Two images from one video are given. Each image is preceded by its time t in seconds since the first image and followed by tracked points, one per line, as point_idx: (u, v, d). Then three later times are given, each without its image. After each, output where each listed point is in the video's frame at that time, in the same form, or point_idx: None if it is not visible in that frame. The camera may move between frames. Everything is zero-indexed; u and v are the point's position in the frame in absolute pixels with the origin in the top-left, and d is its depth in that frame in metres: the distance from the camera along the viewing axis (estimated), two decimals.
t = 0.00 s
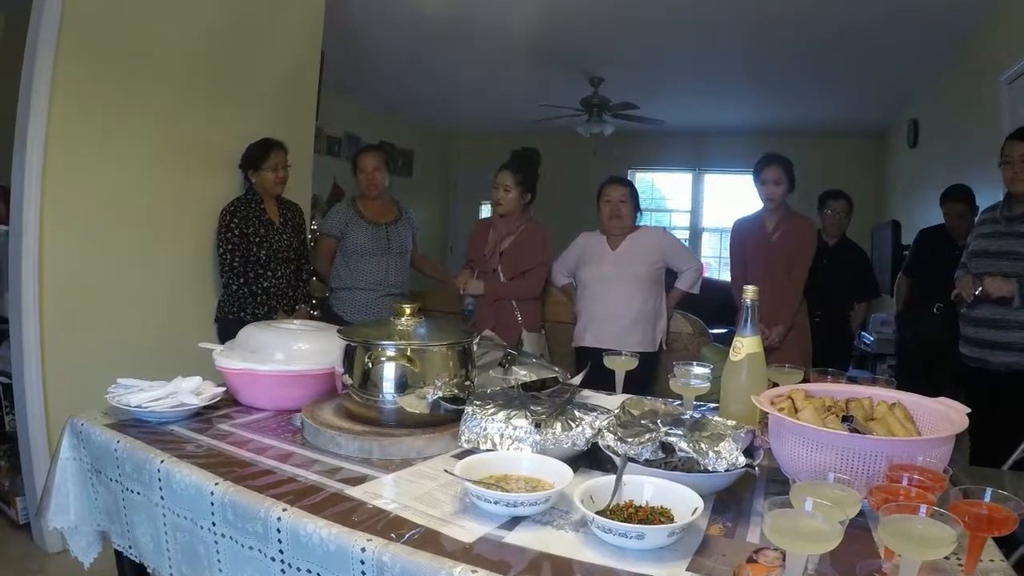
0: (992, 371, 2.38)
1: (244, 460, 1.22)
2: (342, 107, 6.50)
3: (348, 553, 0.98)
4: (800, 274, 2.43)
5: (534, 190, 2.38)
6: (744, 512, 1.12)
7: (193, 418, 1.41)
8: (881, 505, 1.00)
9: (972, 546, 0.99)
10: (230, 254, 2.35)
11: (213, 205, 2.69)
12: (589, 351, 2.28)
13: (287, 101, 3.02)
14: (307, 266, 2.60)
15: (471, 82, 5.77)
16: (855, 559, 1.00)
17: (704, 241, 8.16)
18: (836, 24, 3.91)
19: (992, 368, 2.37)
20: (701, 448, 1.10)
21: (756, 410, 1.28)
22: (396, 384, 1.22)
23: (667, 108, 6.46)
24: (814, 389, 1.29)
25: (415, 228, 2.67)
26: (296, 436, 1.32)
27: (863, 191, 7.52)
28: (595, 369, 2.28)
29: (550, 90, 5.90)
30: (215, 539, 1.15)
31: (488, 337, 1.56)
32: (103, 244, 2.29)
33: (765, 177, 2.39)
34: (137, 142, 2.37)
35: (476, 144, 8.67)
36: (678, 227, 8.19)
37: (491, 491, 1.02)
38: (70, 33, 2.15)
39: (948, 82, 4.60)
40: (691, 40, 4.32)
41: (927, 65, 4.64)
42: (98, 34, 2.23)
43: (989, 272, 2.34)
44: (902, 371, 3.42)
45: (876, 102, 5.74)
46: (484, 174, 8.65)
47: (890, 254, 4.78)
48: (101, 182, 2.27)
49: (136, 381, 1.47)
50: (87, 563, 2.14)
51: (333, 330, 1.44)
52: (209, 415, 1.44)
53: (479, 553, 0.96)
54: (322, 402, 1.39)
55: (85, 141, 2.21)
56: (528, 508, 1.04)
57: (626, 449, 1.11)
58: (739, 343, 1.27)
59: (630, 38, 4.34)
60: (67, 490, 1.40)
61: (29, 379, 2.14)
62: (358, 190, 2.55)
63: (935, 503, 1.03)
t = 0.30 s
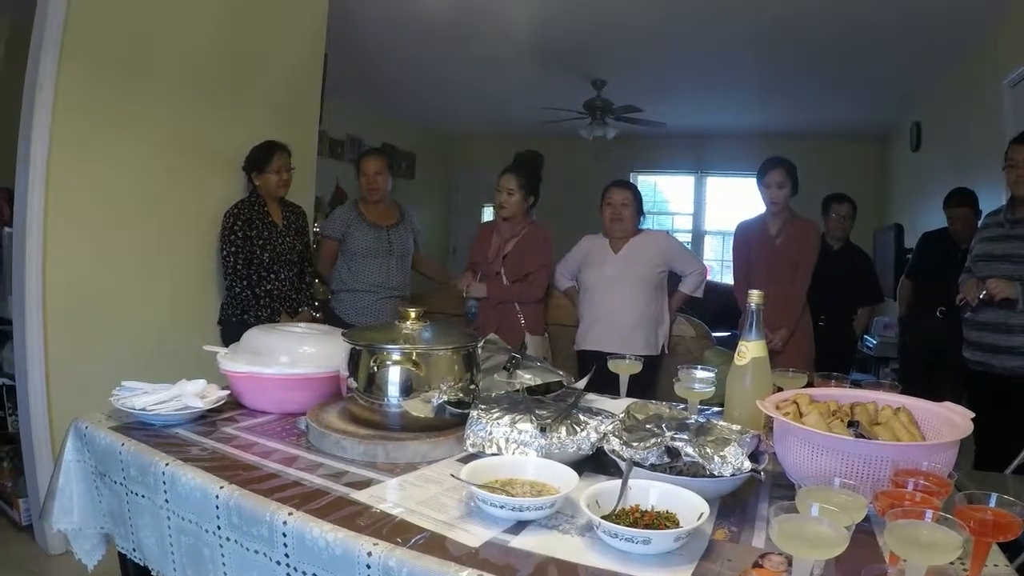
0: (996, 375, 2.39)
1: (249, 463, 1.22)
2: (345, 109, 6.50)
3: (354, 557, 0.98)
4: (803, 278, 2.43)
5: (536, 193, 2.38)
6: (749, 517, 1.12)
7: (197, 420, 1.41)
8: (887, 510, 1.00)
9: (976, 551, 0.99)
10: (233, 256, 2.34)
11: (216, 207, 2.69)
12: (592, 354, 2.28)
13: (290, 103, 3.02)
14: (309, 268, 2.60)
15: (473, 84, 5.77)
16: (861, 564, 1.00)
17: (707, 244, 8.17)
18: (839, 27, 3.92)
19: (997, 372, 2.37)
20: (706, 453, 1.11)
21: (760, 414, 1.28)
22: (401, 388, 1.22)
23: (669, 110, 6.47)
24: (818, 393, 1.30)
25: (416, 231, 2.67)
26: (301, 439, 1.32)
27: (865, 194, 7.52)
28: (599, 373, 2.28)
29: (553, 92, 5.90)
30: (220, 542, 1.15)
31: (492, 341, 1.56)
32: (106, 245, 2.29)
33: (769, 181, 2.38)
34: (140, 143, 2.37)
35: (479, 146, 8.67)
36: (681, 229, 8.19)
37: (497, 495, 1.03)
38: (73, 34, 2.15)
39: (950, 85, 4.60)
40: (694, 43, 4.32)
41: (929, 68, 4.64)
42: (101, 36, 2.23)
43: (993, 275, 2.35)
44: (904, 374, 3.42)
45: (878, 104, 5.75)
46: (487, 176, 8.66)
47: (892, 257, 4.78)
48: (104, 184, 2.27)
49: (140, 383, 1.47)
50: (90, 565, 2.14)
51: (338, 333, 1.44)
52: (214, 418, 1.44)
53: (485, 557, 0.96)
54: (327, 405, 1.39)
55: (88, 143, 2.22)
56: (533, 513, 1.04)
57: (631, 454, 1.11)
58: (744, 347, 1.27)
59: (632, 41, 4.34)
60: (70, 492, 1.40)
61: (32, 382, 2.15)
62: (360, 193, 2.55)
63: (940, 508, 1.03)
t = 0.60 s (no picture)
0: (1000, 378, 2.39)
1: (256, 465, 1.22)
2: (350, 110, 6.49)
3: (362, 559, 0.98)
4: (808, 280, 2.43)
5: (542, 195, 2.38)
6: (757, 520, 1.12)
7: (204, 422, 1.41)
8: (896, 514, 1.01)
9: (985, 554, 0.99)
10: (238, 257, 2.34)
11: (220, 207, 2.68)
12: (598, 357, 2.28)
13: (296, 103, 3.01)
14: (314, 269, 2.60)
15: (477, 86, 5.76)
16: (869, 567, 1.00)
17: (710, 246, 8.17)
18: (845, 29, 3.92)
19: (1001, 375, 2.38)
20: (714, 456, 1.11)
21: (768, 417, 1.28)
22: (409, 390, 1.22)
23: (675, 112, 6.47)
24: (825, 397, 1.30)
25: (421, 232, 2.67)
26: (308, 441, 1.32)
27: (869, 196, 7.52)
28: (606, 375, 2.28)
29: (558, 94, 5.90)
30: (228, 544, 1.15)
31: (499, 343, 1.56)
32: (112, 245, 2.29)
33: (774, 183, 2.38)
34: (145, 143, 2.37)
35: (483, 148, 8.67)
36: (685, 231, 8.19)
37: (506, 498, 1.03)
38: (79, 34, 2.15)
39: (954, 87, 4.61)
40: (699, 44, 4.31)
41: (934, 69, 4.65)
42: (107, 35, 2.23)
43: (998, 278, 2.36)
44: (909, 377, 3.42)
45: (883, 106, 5.75)
46: (491, 178, 8.66)
47: (897, 260, 4.79)
48: (109, 183, 2.27)
49: (147, 384, 1.47)
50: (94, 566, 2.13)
51: (345, 335, 1.44)
52: (221, 419, 1.44)
53: (494, 560, 0.96)
54: (334, 407, 1.39)
55: (94, 142, 2.22)
56: (542, 515, 1.04)
57: (640, 456, 1.11)
58: (752, 350, 1.27)
59: (636, 42, 4.34)
60: (77, 493, 1.40)
61: (38, 383, 2.15)
62: (365, 195, 2.56)
63: (948, 511, 1.04)
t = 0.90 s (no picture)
0: (1005, 379, 2.41)
1: (266, 466, 1.23)
2: (357, 111, 6.48)
3: (373, 561, 0.98)
4: (817, 283, 2.42)
5: (550, 196, 2.38)
6: (766, 523, 1.12)
7: (213, 422, 1.41)
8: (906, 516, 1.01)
9: (994, 557, 0.99)
10: (247, 259, 2.35)
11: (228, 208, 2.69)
12: (605, 359, 2.28)
13: (304, 104, 3.01)
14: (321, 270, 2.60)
15: (484, 87, 5.75)
16: (879, 569, 1.01)
17: (718, 248, 8.17)
18: (854, 31, 3.92)
19: (1005, 376, 2.39)
20: (725, 458, 1.11)
21: (776, 419, 1.28)
22: (418, 392, 1.23)
23: (682, 114, 6.46)
24: (834, 399, 1.30)
25: (428, 233, 2.67)
26: (317, 442, 1.33)
27: (876, 198, 7.52)
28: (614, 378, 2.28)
29: (567, 96, 5.90)
30: (237, 544, 1.15)
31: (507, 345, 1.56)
32: (120, 246, 2.30)
33: (783, 185, 2.39)
34: (153, 144, 2.37)
35: (490, 150, 8.69)
36: (691, 233, 8.19)
37: (516, 500, 1.03)
38: (88, 34, 2.15)
39: (960, 89, 4.60)
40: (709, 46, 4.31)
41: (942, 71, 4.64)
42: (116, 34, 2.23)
43: (1004, 280, 2.36)
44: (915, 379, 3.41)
45: (891, 108, 5.74)
46: (498, 180, 8.67)
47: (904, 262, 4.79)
48: (118, 184, 2.27)
49: (156, 385, 1.47)
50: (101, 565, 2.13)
51: (354, 336, 1.44)
52: (230, 420, 1.44)
53: (504, 562, 0.96)
54: (343, 408, 1.39)
55: (103, 142, 2.22)
56: (552, 517, 1.04)
57: (649, 459, 1.12)
58: (761, 353, 1.27)
59: (644, 43, 4.32)
60: (86, 493, 1.41)
61: (46, 384, 2.15)
62: (373, 196, 2.56)
63: (957, 514, 1.04)
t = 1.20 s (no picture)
0: (1010, 384, 2.41)
1: (277, 471, 1.23)
2: (364, 115, 6.47)
3: (385, 566, 0.99)
4: (824, 288, 2.43)
5: (558, 201, 2.38)
6: (776, 529, 1.12)
7: (224, 427, 1.42)
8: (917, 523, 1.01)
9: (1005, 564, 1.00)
10: (254, 263, 2.35)
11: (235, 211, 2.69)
12: (615, 365, 2.29)
13: (311, 108, 3.01)
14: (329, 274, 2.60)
15: (491, 91, 5.76)
16: None
17: (724, 253, 8.12)
18: (863, 36, 3.93)
19: (1011, 382, 2.40)
20: (735, 464, 1.11)
21: (786, 425, 1.28)
22: (428, 398, 1.23)
23: (689, 118, 6.46)
24: (844, 405, 1.30)
25: (437, 238, 2.67)
26: (327, 447, 1.33)
27: (883, 203, 7.51)
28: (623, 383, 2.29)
29: (574, 100, 5.89)
30: (248, 550, 1.16)
31: (517, 350, 1.56)
32: (128, 249, 2.30)
33: (790, 191, 2.40)
34: (162, 147, 2.37)
35: (497, 154, 8.70)
36: (698, 239, 8.15)
37: (527, 506, 1.03)
38: (98, 37, 2.15)
39: (968, 94, 4.59)
40: (718, 50, 4.30)
41: (950, 75, 4.64)
42: (125, 38, 2.23)
43: (1010, 285, 2.37)
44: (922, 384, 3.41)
45: (899, 113, 5.75)
46: (504, 184, 8.68)
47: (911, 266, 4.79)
48: (126, 186, 2.27)
49: (166, 390, 1.47)
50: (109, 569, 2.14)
51: (364, 341, 1.45)
52: (240, 425, 1.44)
53: (516, 568, 0.96)
54: (353, 414, 1.39)
55: (112, 145, 2.22)
56: (563, 523, 1.04)
57: (660, 465, 1.12)
58: (771, 359, 1.28)
59: (650, 47, 4.33)
60: (95, 497, 1.41)
61: (54, 388, 2.15)
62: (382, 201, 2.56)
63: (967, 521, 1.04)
